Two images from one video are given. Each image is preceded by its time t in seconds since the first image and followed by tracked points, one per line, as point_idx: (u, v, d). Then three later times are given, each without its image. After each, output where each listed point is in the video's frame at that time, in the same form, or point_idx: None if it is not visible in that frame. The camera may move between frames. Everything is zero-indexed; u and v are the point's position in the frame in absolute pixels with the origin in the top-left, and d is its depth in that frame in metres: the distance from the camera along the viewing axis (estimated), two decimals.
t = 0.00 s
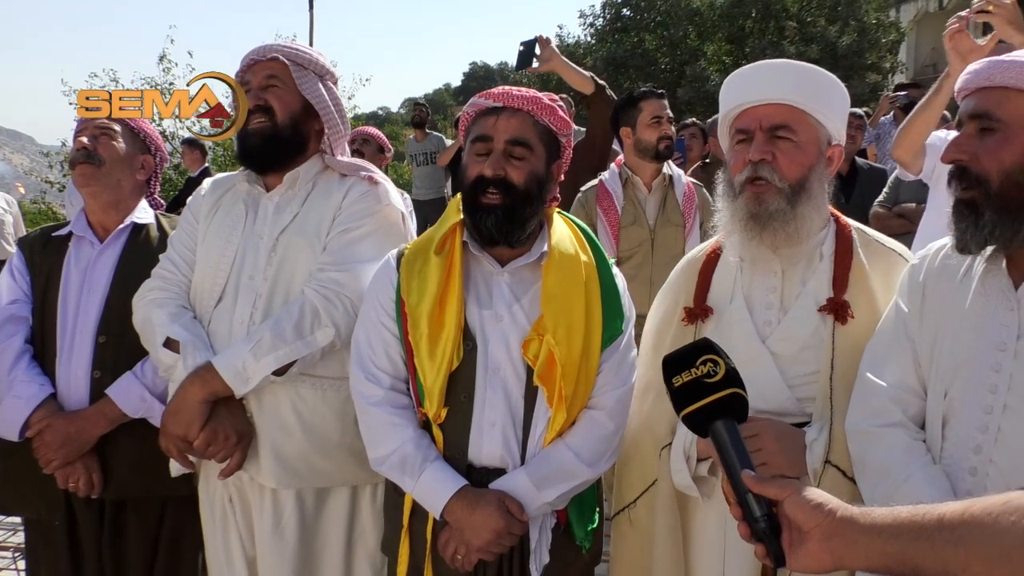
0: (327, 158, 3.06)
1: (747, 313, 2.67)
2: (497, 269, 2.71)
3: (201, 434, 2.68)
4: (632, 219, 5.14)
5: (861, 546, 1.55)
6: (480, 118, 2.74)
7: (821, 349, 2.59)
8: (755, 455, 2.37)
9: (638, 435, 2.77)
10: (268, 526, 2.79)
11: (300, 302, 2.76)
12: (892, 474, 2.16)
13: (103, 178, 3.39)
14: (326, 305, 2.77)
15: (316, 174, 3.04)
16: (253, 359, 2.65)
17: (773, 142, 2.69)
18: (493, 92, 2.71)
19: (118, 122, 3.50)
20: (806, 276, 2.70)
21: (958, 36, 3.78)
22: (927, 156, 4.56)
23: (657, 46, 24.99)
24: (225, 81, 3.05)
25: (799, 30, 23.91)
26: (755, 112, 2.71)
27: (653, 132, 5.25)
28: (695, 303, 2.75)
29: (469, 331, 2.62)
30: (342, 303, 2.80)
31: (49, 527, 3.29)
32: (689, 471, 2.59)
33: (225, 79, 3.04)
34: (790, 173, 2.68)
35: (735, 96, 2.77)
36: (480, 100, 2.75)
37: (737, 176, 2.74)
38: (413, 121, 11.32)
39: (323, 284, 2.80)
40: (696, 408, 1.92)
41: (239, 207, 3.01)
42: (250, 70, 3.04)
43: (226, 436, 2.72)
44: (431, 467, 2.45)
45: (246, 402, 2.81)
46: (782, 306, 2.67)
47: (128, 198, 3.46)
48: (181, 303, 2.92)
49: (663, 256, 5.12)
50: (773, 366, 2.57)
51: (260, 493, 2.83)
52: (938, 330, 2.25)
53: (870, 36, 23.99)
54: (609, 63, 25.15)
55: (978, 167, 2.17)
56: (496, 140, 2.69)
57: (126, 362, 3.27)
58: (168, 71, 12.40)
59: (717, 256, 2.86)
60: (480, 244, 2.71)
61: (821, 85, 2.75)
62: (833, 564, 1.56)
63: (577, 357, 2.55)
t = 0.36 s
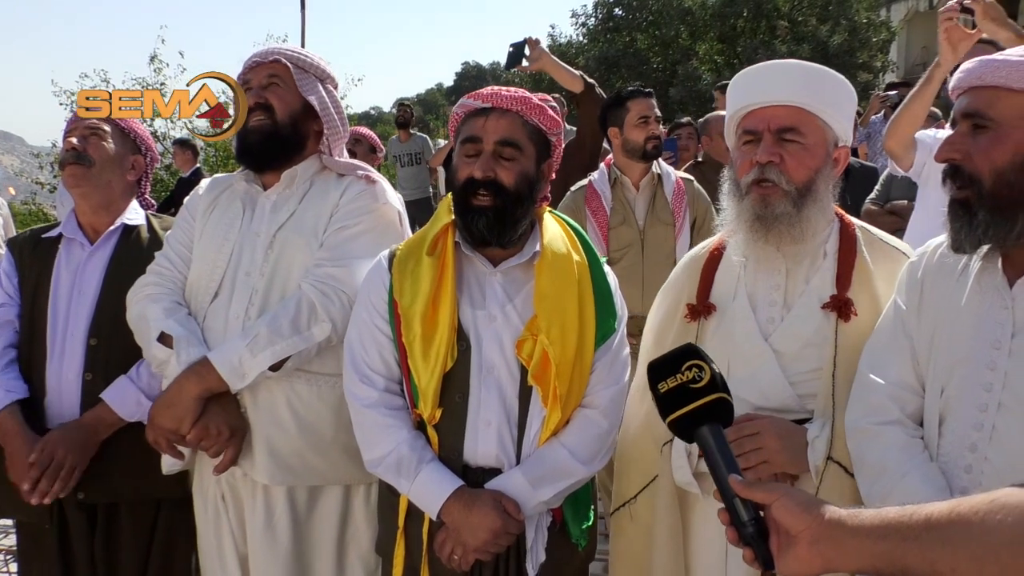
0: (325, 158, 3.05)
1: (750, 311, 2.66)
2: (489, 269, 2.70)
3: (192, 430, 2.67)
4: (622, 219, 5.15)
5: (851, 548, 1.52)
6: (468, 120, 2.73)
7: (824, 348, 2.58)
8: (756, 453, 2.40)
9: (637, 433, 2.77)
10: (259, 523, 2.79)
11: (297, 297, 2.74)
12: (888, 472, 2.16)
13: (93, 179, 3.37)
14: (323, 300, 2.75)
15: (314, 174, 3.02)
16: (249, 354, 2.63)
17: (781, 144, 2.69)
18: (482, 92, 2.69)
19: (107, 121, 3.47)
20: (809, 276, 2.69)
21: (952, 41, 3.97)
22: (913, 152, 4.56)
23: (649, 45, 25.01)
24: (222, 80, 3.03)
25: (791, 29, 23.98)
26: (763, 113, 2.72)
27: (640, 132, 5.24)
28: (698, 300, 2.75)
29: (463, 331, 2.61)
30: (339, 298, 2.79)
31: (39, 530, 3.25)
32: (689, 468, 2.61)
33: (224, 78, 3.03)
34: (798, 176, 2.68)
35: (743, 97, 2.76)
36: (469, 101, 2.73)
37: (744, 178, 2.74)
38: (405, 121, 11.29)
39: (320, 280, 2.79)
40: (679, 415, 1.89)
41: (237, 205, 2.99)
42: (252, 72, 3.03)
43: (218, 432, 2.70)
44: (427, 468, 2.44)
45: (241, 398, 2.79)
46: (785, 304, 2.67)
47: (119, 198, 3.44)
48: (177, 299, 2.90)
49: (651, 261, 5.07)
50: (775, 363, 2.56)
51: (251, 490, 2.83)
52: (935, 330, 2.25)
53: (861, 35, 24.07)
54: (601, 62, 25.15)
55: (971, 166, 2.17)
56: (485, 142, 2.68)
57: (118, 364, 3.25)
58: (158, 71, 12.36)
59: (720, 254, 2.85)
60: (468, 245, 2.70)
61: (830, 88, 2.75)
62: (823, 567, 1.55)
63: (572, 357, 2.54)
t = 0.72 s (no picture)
0: (318, 158, 3.02)
1: (753, 310, 2.65)
2: (480, 269, 2.68)
3: (178, 433, 2.65)
4: (611, 218, 5.15)
5: (831, 541, 1.47)
6: (455, 119, 2.72)
7: (825, 347, 2.58)
8: (758, 456, 2.39)
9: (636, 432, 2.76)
10: (246, 523, 2.77)
11: (285, 299, 2.73)
12: (882, 473, 2.16)
13: (80, 179, 3.34)
14: (311, 303, 2.73)
15: (306, 174, 3.00)
16: (236, 356, 2.62)
17: (791, 141, 2.69)
18: (469, 92, 2.68)
19: (94, 121, 3.43)
20: (813, 275, 2.68)
21: (937, 37, 4.00)
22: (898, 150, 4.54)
23: (639, 45, 25.04)
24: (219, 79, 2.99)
25: (780, 29, 24.07)
26: (772, 110, 2.72)
27: (626, 131, 5.29)
28: (700, 297, 2.75)
29: (455, 330, 2.60)
30: (327, 301, 2.77)
31: (27, 533, 3.22)
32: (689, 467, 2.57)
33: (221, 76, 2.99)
34: (806, 174, 2.68)
35: (753, 93, 2.77)
36: (455, 100, 2.73)
37: (753, 176, 2.74)
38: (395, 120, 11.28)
39: (308, 281, 2.77)
40: (654, 412, 1.85)
41: (228, 206, 2.97)
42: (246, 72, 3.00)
43: (204, 434, 2.68)
44: (418, 467, 2.43)
45: (228, 399, 2.77)
46: (788, 303, 2.66)
47: (107, 198, 3.40)
48: (166, 299, 2.88)
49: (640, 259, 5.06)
50: (776, 361, 2.56)
51: (239, 491, 2.81)
52: (929, 331, 2.25)
53: (850, 36, 24.16)
54: (592, 62, 25.16)
55: (964, 168, 2.17)
56: (471, 139, 2.67)
57: (107, 365, 3.23)
58: (147, 69, 12.28)
59: (721, 253, 2.84)
60: (459, 242, 2.70)
61: (839, 86, 2.75)
62: (803, 561, 1.49)
63: (562, 357, 2.53)
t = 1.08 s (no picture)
0: (315, 157, 3.02)
1: (736, 312, 2.65)
2: (479, 268, 2.69)
3: (174, 431, 2.65)
4: (610, 219, 5.15)
5: (830, 544, 1.46)
6: (450, 121, 2.73)
7: (810, 349, 2.58)
8: (748, 458, 2.39)
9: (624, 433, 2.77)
10: (241, 525, 2.77)
11: (280, 300, 2.72)
12: (877, 474, 2.17)
13: (82, 179, 3.33)
14: (307, 306, 2.73)
15: (303, 173, 2.99)
16: (230, 357, 2.62)
17: (771, 131, 2.72)
18: (465, 94, 2.69)
19: (96, 120, 3.42)
20: (794, 276, 2.69)
21: (930, 37, 3.90)
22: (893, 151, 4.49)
23: (638, 46, 25.06)
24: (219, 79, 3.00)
25: (779, 31, 24.10)
26: (751, 104, 2.72)
27: (606, 128, 5.38)
28: (682, 301, 2.74)
29: (453, 329, 2.60)
30: (322, 303, 2.76)
31: (24, 531, 3.22)
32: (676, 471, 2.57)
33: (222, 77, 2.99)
34: (788, 163, 2.71)
35: (728, 89, 2.75)
36: (451, 103, 2.74)
37: (733, 168, 2.75)
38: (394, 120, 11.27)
39: (304, 283, 2.77)
40: (643, 419, 1.84)
41: (224, 205, 2.97)
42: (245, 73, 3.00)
43: (201, 433, 2.68)
44: (414, 464, 2.43)
45: (222, 399, 2.77)
46: (771, 305, 2.66)
47: (109, 198, 3.40)
48: (162, 299, 2.88)
49: (640, 264, 5.06)
50: (760, 364, 2.56)
51: (234, 494, 2.80)
52: (925, 332, 2.26)
53: (848, 38, 24.19)
54: (590, 64, 25.14)
55: (960, 170, 2.18)
56: (464, 142, 2.68)
57: (106, 362, 3.22)
58: (145, 67, 12.26)
59: (701, 256, 2.82)
60: (455, 244, 2.69)
61: (815, 80, 2.77)
62: (801, 564, 1.49)
63: (558, 356, 2.53)
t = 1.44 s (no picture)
0: (303, 154, 3.04)
1: (715, 312, 2.69)
2: (472, 266, 2.71)
3: (172, 437, 2.68)
4: (603, 219, 5.18)
5: (817, 550, 1.50)
6: (472, 121, 2.69)
7: (790, 348, 2.61)
8: (728, 458, 2.44)
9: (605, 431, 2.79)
10: (240, 525, 2.79)
11: (271, 303, 2.74)
12: (859, 473, 2.20)
13: (81, 179, 3.37)
14: (297, 308, 2.75)
15: (291, 172, 3.02)
16: (223, 363, 2.64)
17: (745, 123, 2.80)
18: (494, 96, 2.66)
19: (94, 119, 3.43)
20: (773, 275, 2.73)
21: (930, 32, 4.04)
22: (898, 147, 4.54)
23: (633, 46, 25.10)
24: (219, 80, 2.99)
25: (774, 32, 24.16)
26: (728, 97, 2.79)
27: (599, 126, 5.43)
28: (662, 301, 2.79)
29: (445, 327, 2.63)
30: (313, 305, 2.78)
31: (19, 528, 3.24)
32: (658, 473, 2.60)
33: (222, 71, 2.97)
34: (762, 153, 2.77)
35: (702, 83, 2.84)
36: (470, 101, 2.69)
37: (710, 159, 2.82)
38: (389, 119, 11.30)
39: (294, 285, 2.79)
40: (633, 427, 1.86)
41: (211, 206, 3.00)
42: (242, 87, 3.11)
43: (199, 438, 2.71)
44: (407, 462, 2.46)
45: (218, 404, 2.79)
46: (750, 304, 2.70)
47: (107, 197, 3.43)
48: (152, 303, 2.91)
49: (632, 262, 5.10)
50: (741, 364, 2.60)
51: (232, 495, 2.83)
52: (908, 332, 2.30)
53: (842, 39, 24.28)
54: (586, 64, 25.16)
55: (943, 172, 2.23)
56: (499, 144, 2.67)
57: (103, 358, 3.25)
58: (141, 66, 12.27)
59: (680, 259, 2.87)
60: (474, 243, 2.70)
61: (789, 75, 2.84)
62: (788, 571, 1.52)
63: (551, 352, 2.56)
